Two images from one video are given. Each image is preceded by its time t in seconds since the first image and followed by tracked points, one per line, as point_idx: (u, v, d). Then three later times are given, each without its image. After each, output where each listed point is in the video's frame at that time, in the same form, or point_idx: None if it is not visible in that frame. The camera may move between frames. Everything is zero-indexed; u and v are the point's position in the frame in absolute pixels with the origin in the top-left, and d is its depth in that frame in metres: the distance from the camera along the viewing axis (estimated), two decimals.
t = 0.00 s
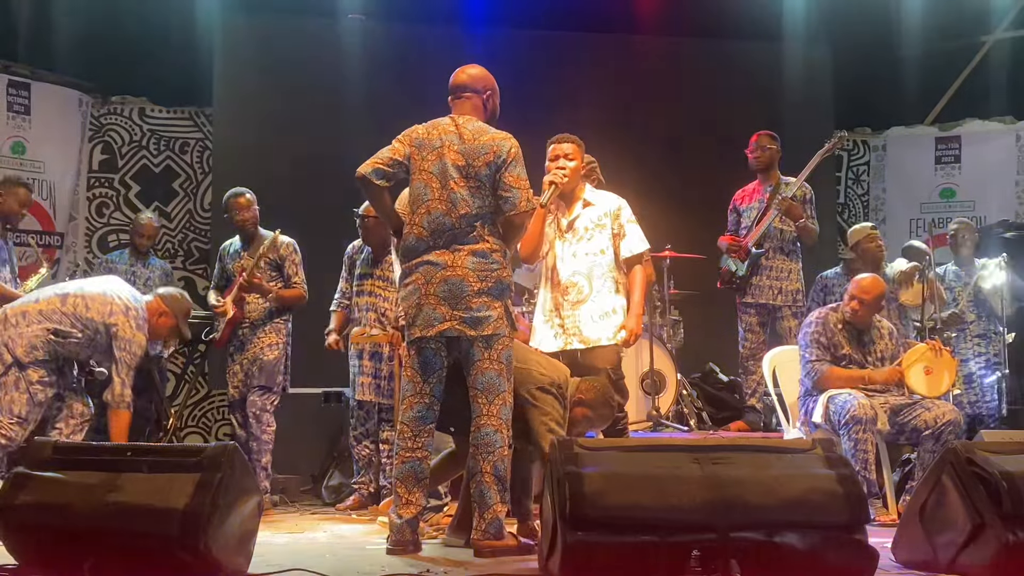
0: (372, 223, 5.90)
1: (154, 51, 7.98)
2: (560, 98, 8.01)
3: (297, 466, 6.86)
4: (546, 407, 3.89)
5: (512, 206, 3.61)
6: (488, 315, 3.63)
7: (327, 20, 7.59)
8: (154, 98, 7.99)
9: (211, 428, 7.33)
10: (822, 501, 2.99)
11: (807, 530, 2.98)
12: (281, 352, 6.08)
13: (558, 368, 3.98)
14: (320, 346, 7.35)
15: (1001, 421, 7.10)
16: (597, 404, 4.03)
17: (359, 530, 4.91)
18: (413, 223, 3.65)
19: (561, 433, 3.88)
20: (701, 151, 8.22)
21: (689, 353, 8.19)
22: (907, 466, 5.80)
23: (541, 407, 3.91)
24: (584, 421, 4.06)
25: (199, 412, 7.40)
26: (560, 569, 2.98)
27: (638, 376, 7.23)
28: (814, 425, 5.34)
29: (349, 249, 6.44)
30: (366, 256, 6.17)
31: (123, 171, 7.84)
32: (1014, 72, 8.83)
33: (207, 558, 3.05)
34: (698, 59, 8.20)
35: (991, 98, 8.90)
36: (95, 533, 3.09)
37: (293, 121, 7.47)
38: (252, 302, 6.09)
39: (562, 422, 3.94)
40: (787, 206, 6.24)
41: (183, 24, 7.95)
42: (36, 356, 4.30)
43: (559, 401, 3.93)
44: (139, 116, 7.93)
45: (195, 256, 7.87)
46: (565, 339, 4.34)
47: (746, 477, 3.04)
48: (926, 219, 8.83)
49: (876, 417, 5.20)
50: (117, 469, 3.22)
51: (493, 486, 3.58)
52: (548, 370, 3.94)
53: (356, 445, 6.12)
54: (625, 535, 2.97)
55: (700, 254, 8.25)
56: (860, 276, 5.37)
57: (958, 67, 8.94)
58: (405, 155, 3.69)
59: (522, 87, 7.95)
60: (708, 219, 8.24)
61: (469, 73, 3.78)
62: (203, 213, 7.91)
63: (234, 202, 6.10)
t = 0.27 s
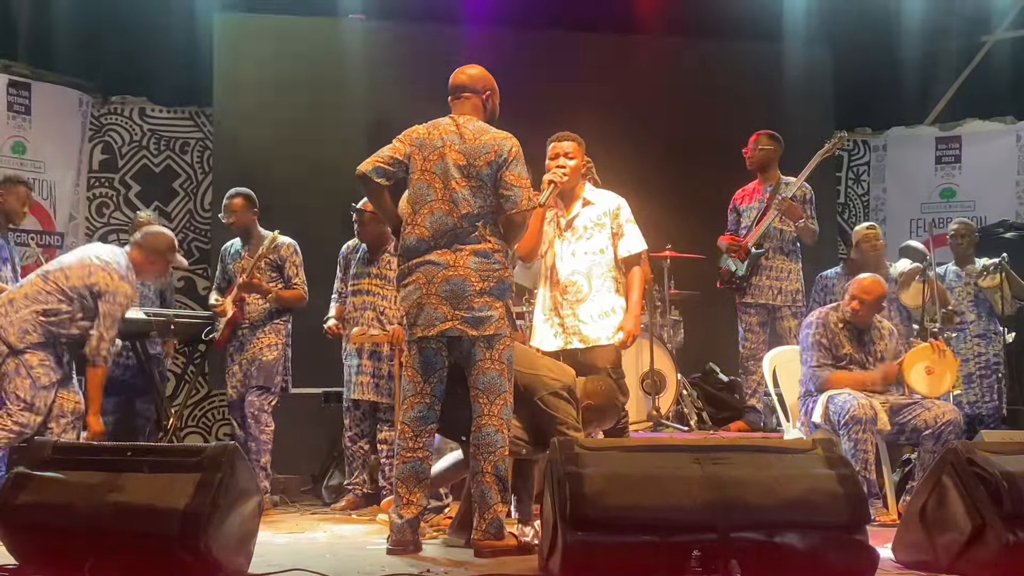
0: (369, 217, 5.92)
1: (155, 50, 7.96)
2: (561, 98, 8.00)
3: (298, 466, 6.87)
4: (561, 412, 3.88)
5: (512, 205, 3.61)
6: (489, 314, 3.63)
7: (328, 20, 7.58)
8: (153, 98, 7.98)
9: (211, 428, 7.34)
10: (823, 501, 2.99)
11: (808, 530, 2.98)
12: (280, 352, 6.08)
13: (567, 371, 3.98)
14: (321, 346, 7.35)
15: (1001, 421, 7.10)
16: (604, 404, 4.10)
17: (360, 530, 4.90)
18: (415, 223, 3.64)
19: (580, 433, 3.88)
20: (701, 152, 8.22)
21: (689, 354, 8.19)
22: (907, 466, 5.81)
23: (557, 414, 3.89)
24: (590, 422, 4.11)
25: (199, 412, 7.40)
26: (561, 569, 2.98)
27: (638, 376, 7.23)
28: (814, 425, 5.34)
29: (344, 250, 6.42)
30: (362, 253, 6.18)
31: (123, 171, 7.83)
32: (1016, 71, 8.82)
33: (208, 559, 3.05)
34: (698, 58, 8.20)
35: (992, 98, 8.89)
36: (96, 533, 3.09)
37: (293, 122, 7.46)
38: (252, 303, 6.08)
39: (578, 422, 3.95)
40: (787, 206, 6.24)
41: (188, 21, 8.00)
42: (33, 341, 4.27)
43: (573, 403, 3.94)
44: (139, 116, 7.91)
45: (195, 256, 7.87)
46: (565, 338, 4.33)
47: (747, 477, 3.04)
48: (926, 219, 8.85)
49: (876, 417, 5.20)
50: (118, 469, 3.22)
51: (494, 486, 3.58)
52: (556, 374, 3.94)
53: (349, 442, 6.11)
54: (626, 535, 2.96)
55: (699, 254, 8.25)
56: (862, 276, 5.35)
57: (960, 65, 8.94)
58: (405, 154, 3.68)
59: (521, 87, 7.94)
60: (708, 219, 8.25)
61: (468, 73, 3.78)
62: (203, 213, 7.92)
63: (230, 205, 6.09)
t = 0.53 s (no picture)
0: (358, 213, 5.94)
1: (155, 51, 8.01)
2: (560, 98, 8.00)
3: (298, 466, 6.87)
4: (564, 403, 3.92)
5: (509, 202, 3.61)
6: (487, 314, 3.63)
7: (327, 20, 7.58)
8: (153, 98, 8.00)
9: (211, 428, 7.35)
10: (823, 500, 2.99)
11: (808, 530, 2.98)
12: (279, 352, 6.07)
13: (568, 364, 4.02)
14: (320, 345, 7.35)
15: (1002, 422, 7.10)
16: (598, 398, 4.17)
17: (360, 531, 4.88)
18: (412, 223, 3.65)
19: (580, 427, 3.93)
20: (701, 152, 8.22)
21: (689, 353, 8.20)
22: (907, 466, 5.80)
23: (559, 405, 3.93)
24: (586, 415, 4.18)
25: (199, 411, 7.41)
26: (560, 569, 2.98)
27: (638, 375, 7.22)
28: (814, 425, 5.35)
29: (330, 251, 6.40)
30: (350, 253, 6.21)
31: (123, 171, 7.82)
32: (1017, 71, 8.79)
33: (208, 559, 3.04)
34: (696, 58, 8.21)
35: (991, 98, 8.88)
36: (96, 533, 3.09)
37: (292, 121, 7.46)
38: (252, 302, 6.07)
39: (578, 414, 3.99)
40: (786, 205, 6.28)
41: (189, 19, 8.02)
42: (22, 334, 3.97)
43: (574, 395, 3.98)
44: (139, 115, 7.90)
45: (195, 256, 7.87)
46: (565, 339, 4.32)
47: (746, 477, 3.04)
48: (927, 219, 8.84)
49: (876, 417, 5.19)
50: (118, 469, 3.22)
51: (493, 486, 3.58)
52: (559, 365, 3.97)
53: (348, 446, 6.15)
54: (626, 535, 2.96)
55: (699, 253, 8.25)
56: (861, 275, 5.36)
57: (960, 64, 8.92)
58: (400, 151, 3.67)
59: (520, 86, 7.95)
60: (707, 219, 8.25)
61: (461, 73, 3.79)
62: (203, 212, 7.92)
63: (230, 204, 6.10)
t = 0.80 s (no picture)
0: (346, 211, 5.98)
1: (154, 50, 8.02)
2: (560, 97, 8.00)
3: (298, 465, 6.87)
4: (567, 412, 3.95)
5: (507, 201, 3.62)
6: (482, 313, 3.63)
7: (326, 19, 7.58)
8: (153, 97, 8.01)
9: (212, 427, 7.36)
10: (823, 500, 2.99)
11: (807, 530, 2.98)
12: (280, 352, 6.06)
13: (567, 372, 4.05)
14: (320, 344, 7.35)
15: (1001, 421, 7.11)
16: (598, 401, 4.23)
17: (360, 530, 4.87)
18: (409, 225, 3.66)
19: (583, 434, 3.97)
20: (700, 151, 8.22)
21: (689, 353, 8.20)
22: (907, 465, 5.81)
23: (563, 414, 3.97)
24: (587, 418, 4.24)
25: (199, 410, 7.41)
26: (559, 568, 2.98)
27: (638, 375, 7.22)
28: (813, 424, 5.35)
29: (320, 253, 6.37)
30: (339, 255, 6.19)
31: (123, 170, 7.81)
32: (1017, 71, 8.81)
33: (208, 558, 3.04)
34: (695, 57, 8.21)
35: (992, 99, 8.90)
36: (96, 533, 3.09)
37: (292, 121, 7.47)
38: (253, 302, 6.07)
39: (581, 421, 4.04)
40: (784, 205, 6.24)
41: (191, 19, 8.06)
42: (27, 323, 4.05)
43: (574, 402, 4.01)
44: (139, 115, 7.89)
45: (195, 256, 7.87)
46: (566, 338, 4.32)
47: (744, 476, 3.04)
48: (927, 219, 8.81)
49: (875, 416, 5.19)
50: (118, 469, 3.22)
51: (492, 485, 3.58)
52: (558, 374, 4.00)
53: (347, 446, 6.15)
54: (625, 534, 2.97)
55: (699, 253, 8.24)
56: (863, 274, 5.36)
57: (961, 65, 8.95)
58: (397, 158, 3.66)
59: (520, 86, 7.95)
60: (707, 218, 8.25)
61: (455, 72, 3.78)
62: (203, 212, 7.92)
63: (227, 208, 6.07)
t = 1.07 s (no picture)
0: (342, 214, 5.96)
1: (154, 50, 8.00)
2: (559, 97, 8.00)
3: (298, 465, 6.86)
4: (568, 400, 3.94)
5: (505, 203, 3.61)
6: (480, 313, 3.63)
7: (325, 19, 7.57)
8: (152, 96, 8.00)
9: (212, 427, 7.36)
10: (822, 499, 2.99)
11: (806, 529, 2.98)
12: (281, 351, 6.04)
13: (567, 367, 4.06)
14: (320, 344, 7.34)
15: (1001, 420, 7.11)
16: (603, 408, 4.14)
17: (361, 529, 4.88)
18: (407, 225, 3.66)
19: (582, 428, 3.94)
20: (700, 150, 8.22)
21: (689, 352, 8.20)
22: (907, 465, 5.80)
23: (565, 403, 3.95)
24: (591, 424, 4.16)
25: (199, 410, 7.41)
26: (559, 568, 2.98)
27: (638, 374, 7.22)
28: (813, 424, 5.34)
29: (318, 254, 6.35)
30: (337, 255, 6.16)
31: (123, 169, 7.82)
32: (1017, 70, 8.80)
33: (208, 558, 3.04)
34: (694, 57, 8.21)
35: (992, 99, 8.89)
36: (95, 532, 3.09)
37: (292, 121, 7.47)
38: (254, 301, 6.05)
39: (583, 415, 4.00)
40: (784, 204, 6.23)
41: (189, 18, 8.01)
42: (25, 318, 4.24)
43: (575, 395, 4.01)
44: (139, 114, 7.91)
45: (195, 255, 7.87)
46: (569, 338, 4.34)
47: (744, 476, 3.04)
48: (927, 218, 8.82)
49: (875, 416, 5.19)
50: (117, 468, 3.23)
51: (491, 485, 3.57)
52: (559, 366, 4.01)
53: (347, 445, 6.14)
54: (624, 534, 2.96)
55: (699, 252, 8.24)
56: (857, 274, 5.37)
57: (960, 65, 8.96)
58: (395, 163, 3.71)
59: (519, 85, 7.94)
60: (706, 217, 8.24)
61: (451, 71, 3.78)
62: (203, 211, 7.91)
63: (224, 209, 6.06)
